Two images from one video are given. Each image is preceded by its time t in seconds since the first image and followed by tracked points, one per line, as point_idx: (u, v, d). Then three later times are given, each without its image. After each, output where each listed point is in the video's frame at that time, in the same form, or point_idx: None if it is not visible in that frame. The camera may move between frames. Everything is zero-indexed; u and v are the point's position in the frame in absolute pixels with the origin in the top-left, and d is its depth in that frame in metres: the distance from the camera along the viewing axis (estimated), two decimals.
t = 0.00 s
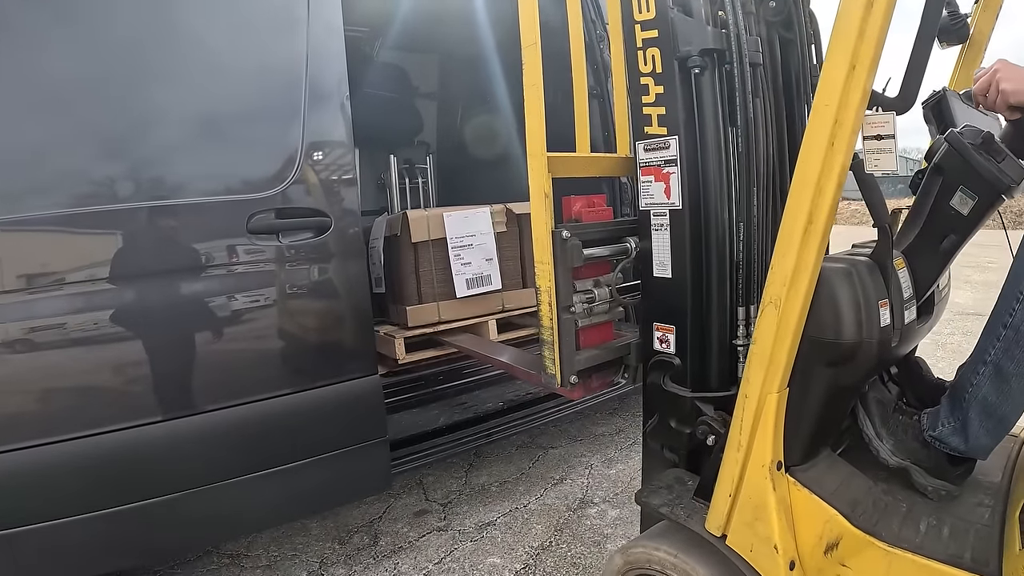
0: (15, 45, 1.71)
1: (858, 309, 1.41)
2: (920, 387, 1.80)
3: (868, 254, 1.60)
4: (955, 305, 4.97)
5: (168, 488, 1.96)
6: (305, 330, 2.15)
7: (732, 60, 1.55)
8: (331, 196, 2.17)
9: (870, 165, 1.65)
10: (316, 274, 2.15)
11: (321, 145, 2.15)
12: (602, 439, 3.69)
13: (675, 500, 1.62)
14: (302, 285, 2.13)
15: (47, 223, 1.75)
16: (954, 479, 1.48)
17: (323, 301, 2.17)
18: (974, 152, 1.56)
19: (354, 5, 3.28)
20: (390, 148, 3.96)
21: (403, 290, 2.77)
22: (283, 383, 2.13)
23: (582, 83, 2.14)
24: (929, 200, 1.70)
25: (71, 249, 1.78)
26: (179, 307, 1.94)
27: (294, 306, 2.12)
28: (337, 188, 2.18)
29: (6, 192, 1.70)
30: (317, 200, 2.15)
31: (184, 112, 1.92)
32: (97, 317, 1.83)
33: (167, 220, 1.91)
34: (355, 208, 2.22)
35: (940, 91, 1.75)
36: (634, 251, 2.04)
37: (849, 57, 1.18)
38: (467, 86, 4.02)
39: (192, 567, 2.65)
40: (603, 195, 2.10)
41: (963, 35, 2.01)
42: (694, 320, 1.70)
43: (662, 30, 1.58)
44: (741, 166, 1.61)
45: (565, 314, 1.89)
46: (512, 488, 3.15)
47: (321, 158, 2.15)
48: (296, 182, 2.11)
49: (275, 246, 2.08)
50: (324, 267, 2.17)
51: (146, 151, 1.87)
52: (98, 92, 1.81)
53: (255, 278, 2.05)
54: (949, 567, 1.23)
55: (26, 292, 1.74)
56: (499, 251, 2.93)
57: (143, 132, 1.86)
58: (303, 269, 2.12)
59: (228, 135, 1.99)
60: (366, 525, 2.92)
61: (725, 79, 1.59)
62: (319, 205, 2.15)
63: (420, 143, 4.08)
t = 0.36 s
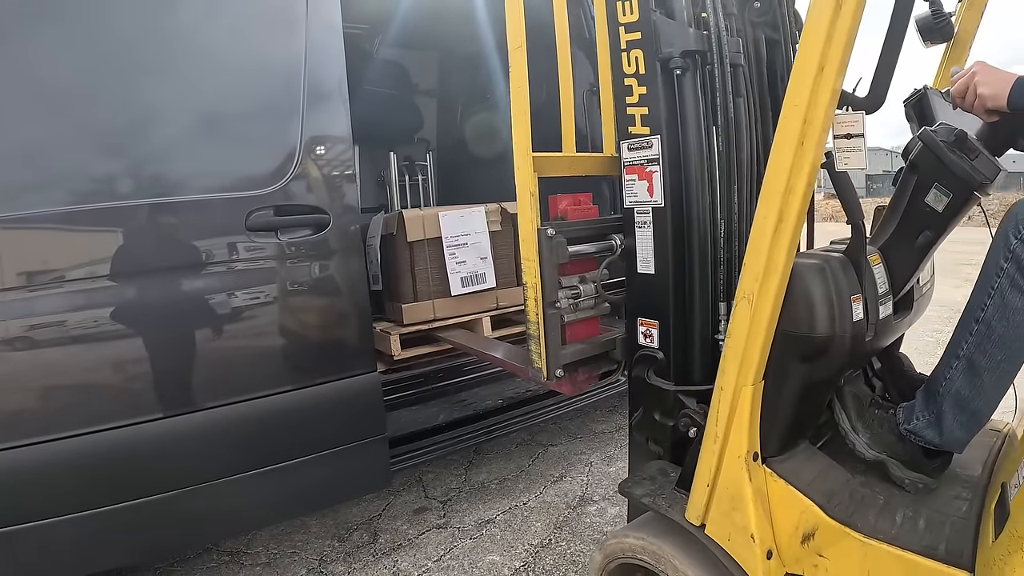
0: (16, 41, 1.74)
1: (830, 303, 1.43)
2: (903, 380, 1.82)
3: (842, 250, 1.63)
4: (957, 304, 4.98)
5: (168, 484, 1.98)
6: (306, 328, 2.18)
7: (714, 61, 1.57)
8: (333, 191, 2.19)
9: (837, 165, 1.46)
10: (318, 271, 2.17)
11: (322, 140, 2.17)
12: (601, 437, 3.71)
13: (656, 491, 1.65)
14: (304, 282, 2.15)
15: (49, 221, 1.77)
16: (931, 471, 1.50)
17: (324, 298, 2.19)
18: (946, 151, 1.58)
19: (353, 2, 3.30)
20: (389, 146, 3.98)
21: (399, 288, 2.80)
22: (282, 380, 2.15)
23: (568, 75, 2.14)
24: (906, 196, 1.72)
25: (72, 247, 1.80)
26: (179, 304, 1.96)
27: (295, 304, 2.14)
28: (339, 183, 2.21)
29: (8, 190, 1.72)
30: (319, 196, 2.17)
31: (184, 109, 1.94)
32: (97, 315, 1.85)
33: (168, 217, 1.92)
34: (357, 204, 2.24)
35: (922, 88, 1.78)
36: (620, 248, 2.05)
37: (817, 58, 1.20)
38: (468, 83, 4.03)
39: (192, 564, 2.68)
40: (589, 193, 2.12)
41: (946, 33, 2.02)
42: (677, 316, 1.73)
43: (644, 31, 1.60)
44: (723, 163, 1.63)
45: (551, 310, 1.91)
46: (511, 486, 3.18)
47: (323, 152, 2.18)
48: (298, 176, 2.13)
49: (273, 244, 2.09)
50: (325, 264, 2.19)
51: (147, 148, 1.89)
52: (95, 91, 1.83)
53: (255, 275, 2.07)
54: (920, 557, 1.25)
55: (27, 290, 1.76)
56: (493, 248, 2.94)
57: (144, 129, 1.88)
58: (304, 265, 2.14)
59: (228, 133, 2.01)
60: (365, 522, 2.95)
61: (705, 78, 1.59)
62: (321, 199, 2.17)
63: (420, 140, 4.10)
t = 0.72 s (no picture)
0: (18, 41, 1.77)
1: (796, 299, 1.48)
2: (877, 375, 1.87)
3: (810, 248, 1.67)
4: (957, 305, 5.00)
5: (168, 482, 2.01)
6: (308, 327, 2.22)
7: (689, 66, 1.61)
8: (335, 187, 2.24)
9: (801, 165, 1.55)
10: (319, 270, 2.21)
11: (324, 135, 2.21)
12: (600, 437, 3.74)
13: (633, 481, 1.69)
14: (305, 281, 2.18)
15: (50, 221, 1.80)
16: (902, 464, 1.54)
17: (325, 298, 2.23)
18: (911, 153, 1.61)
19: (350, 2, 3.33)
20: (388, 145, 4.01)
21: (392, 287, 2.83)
22: (281, 380, 2.19)
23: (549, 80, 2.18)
24: (873, 196, 1.76)
25: (72, 247, 1.84)
26: (179, 304, 1.99)
27: (295, 303, 2.18)
28: (342, 179, 2.25)
29: (8, 189, 1.76)
30: (320, 195, 2.20)
31: (185, 108, 1.98)
32: (97, 315, 1.88)
33: (168, 217, 1.96)
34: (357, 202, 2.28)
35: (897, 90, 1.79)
36: (601, 247, 2.10)
37: (778, 63, 1.24)
38: (468, 82, 4.05)
39: (190, 564, 2.72)
40: (572, 194, 2.19)
41: (924, 34, 2.05)
42: (654, 313, 1.76)
43: (622, 37, 1.63)
44: (699, 162, 1.67)
45: (534, 307, 1.95)
46: (510, 486, 3.21)
47: (324, 148, 2.21)
48: (297, 174, 2.17)
49: (271, 243, 2.12)
50: (326, 264, 2.22)
51: (148, 148, 1.93)
52: (99, 88, 1.87)
53: (254, 276, 2.10)
54: (888, 548, 1.29)
55: (27, 290, 1.80)
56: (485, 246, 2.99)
57: (145, 129, 1.92)
58: (305, 265, 2.18)
59: (228, 132, 2.04)
60: (364, 522, 2.98)
61: (681, 83, 1.63)
62: (323, 197, 2.21)
63: (419, 139, 4.13)
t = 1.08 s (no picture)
0: (21, 42, 1.82)
1: (762, 297, 1.56)
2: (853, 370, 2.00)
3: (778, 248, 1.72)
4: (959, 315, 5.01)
5: (167, 481, 2.05)
6: (310, 329, 2.26)
7: (665, 72, 1.64)
8: (338, 186, 2.28)
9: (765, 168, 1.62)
10: (319, 271, 2.25)
11: (326, 133, 2.26)
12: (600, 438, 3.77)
13: (613, 475, 1.76)
14: (306, 282, 2.23)
15: (50, 223, 1.85)
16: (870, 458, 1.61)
17: (326, 299, 2.27)
18: (878, 160, 1.67)
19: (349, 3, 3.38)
20: (388, 146, 4.05)
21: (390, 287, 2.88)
22: (280, 381, 2.23)
23: (538, 94, 2.32)
24: (843, 196, 1.81)
25: (73, 248, 1.88)
26: (177, 305, 2.03)
27: (296, 304, 2.22)
28: (344, 178, 2.30)
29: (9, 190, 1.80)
30: (325, 191, 2.26)
31: (184, 109, 2.02)
32: (96, 316, 1.92)
33: (167, 218, 2.00)
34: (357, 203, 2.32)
35: (872, 92, 1.85)
36: (583, 249, 2.16)
37: (740, 72, 1.31)
38: (467, 83, 4.07)
39: (189, 565, 2.75)
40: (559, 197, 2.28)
41: (900, 37, 2.10)
42: (634, 313, 1.82)
43: (602, 46, 1.69)
44: (675, 166, 1.71)
45: (523, 306, 2.00)
46: (509, 487, 3.24)
47: (326, 146, 2.26)
48: (298, 174, 2.21)
49: (270, 245, 2.16)
50: (328, 266, 2.27)
51: (147, 149, 1.97)
52: (102, 89, 1.91)
53: (254, 277, 2.14)
54: (857, 540, 1.34)
55: (27, 291, 1.83)
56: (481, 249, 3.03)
57: (143, 130, 1.96)
58: (306, 266, 2.22)
59: (226, 132, 2.09)
60: (364, 523, 3.02)
61: (658, 89, 1.68)
62: (326, 196, 2.26)
63: (418, 141, 4.16)
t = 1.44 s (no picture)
0: (20, 42, 1.85)
1: (738, 294, 1.62)
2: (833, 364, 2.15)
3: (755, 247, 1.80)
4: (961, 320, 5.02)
5: (167, 479, 2.09)
6: (311, 329, 2.30)
7: (647, 77, 1.72)
8: (340, 184, 2.33)
9: (739, 170, 1.68)
10: (320, 272, 2.29)
11: (328, 131, 2.31)
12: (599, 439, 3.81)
13: (597, 467, 1.82)
14: (307, 282, 2.27)
15: (50, 224, 1.88)
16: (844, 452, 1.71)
17: (326, 300, 2.32)
18: (854, 169, 1.74)
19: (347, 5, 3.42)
20: (387, 146, 4.10)
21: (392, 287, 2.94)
22: (280, 381, 2.27)
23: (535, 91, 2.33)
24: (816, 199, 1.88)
25: (73, 249, 1.91)
26: (177, 306, 2.07)
27: (297, 304, 2.26)
28: (346, 176, 2.35)
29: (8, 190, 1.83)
30: (327, 189, 2.30)
31: (183, 109, 2.06)
32: (96, 316, 1.96)
33: (166, 218, 2.04)
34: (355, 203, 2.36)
35: (849, 95, 1.96)
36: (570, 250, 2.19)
37: (711, 79, 1.41)
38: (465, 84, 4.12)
39: (189, 565, 2.79)
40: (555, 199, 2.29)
41: (881, 41, 2.15)
42: (619, 312, 1.87)
43: (587, 52, 1.75)
44: (657, 168, 1.80)
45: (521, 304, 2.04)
46: (509, 487, 3.28)
47: (328, 144, 2.31)
48: (298, 173, 2.25)
49: (270, 245, 2.20)
50: (329, 266, 2.31)
51: (145, 150, 2.00)
52: (100, 90, 1.95)
53: (253, 278, 2.18)
54: (831, 530, 1.42)
55: (27, 291, 1.87)
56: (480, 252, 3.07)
57: (142, 130, 2.00)
58: (306, 266, 2.26)
59: (225, 132, 2.12)
60: (363, 523, 3.06)
61: (641, 92, 1.76)
62: (329, 194, 2.31)
63: (417, 141, 4.21)
